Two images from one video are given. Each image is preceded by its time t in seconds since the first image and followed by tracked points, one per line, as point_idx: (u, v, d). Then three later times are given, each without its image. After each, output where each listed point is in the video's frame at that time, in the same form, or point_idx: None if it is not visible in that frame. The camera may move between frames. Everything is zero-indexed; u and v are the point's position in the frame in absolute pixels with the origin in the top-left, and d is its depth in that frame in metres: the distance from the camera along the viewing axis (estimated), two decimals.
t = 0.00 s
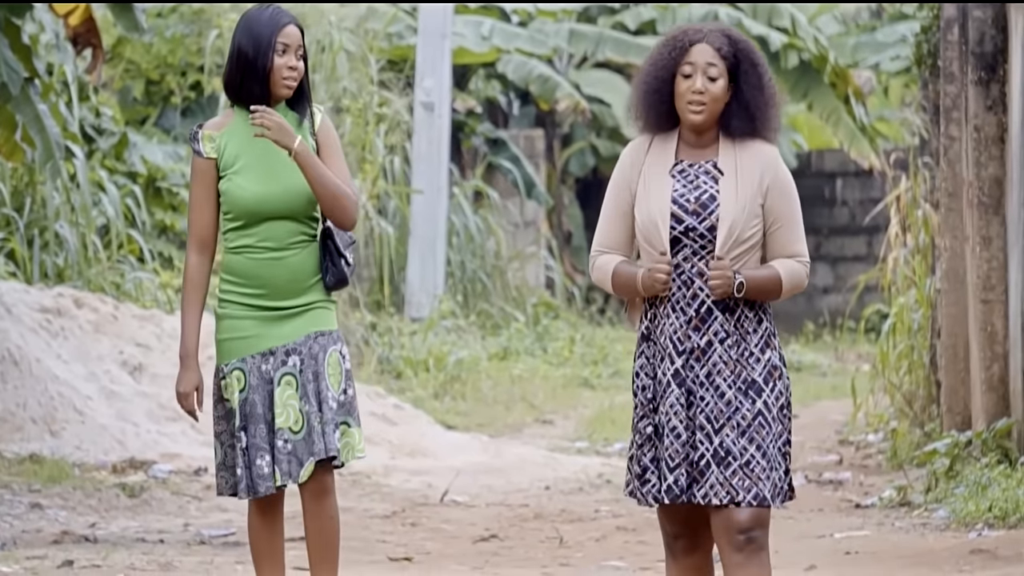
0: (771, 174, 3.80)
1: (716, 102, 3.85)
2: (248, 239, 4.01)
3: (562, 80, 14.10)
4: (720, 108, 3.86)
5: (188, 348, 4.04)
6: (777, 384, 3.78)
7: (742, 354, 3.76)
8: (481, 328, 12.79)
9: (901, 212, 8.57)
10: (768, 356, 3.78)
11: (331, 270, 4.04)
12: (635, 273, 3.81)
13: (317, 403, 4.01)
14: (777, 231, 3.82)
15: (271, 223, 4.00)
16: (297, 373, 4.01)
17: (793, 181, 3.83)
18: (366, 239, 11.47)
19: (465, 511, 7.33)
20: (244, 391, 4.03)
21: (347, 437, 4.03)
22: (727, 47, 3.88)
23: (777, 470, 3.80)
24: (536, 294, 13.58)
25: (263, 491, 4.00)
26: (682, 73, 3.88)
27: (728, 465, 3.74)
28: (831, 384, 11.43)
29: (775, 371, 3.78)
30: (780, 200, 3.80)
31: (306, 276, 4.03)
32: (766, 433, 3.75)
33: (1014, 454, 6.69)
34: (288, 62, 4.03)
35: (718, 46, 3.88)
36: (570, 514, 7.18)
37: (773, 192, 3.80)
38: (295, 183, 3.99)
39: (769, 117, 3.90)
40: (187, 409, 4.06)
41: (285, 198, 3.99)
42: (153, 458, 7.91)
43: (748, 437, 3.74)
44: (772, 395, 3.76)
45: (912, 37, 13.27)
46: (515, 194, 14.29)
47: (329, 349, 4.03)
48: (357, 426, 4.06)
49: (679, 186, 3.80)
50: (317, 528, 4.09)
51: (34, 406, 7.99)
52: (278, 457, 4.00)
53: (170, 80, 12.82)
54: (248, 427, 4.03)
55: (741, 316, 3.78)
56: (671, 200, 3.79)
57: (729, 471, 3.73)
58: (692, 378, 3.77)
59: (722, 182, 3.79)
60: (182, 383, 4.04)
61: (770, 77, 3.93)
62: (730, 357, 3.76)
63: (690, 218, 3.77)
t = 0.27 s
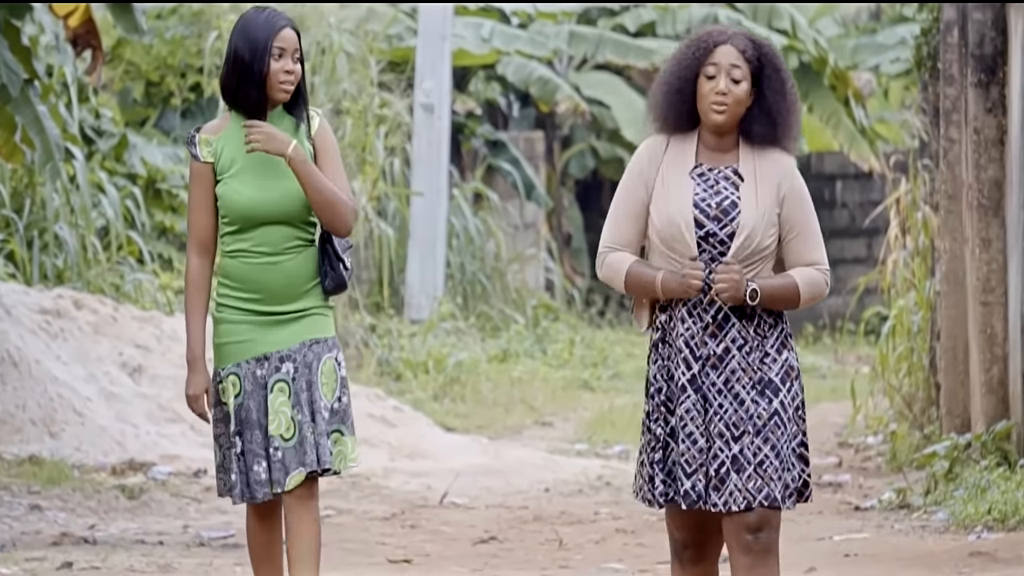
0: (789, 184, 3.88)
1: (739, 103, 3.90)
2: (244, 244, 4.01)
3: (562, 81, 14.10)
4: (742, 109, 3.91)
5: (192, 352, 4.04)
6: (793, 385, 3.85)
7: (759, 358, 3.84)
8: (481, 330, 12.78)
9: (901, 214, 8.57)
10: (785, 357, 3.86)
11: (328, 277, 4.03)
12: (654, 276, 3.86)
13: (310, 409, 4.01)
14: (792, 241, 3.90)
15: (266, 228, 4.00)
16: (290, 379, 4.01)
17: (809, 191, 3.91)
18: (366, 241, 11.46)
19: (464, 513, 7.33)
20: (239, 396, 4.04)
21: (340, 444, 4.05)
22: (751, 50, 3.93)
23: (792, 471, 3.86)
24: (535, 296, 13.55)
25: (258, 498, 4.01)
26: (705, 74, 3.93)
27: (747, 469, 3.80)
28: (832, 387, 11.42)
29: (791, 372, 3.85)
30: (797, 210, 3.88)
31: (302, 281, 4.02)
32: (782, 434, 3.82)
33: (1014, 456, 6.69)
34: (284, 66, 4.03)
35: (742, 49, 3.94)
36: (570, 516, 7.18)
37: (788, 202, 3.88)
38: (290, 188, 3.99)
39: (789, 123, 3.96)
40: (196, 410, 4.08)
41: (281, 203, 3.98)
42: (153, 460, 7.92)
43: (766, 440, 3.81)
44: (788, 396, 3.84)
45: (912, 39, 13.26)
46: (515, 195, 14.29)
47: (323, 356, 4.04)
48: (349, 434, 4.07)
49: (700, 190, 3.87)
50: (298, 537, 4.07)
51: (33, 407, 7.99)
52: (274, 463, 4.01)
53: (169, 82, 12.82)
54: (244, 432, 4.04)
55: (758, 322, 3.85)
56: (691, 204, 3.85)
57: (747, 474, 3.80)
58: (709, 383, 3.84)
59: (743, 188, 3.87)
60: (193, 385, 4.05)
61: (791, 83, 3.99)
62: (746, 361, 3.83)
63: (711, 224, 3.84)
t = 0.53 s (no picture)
0: (811, 182, 3.92)
1: (761, 101, 3.94)
2: (238, 247, 4.01)
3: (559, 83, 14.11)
4: (763, 107, 3.95)
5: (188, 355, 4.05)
6: (807, 388, 3.89)
7: (774, 357, 3.86)
8: (478, 331, 12.79)
9: (899, 215, 8.58)
10: (799, 359, 3.89)
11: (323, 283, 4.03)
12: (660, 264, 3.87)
13: (301, 421, 4.02)
14: (812, 239, 3.94)
15: (260, 231, 4.00)
16: (283, 388, 4.02)
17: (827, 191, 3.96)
18: (363, 243, 11.47)
19: (461, 514, 7.33)
20: (234, 404, 4.05)
21: (327, 452, 4.05)
22: (770, 47, 3.96)
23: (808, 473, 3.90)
24: (533, 297, 13.55)
25: (250, 506, 4.01)
26: (725, 73, 3.96)
27: (759, 468, 3.83)
28: (830, 388, 11.42)
29: (805, 375, 3.89)
30: (816, 208, 3.93)
31: (294, 286, 4.02)
32: (798, 438, 3.86)
33: (1011, 458, 6.68)
34: (286, 68, 4.03)
35: (760, 46, 3.97)
36: (567, 518, 7.18)
37: (810, 201, 3.92)
38: (286, 191, 4.00)
39: (809, 116, 4.01)
40: (191, 413, 4.04)
41: (275, 205, 3.98)
42: (150, 462, 7.92)
43: (780, 440, 3.84)
44: (803, 399, 3.87)
45: (909, 41, 13.28)
46: (512, 197, 14.31)
47: (317, 364, 4.04)
48: (338, 443, 4.07)
49: (719, 183, 3.88)
50: (284, 542, 4.06)
51: (29, 408, 7.98)
52: (266, 472, 4.00)
53: (167, 83, 12.85)
54: (241, 440, 4.04)
55: (772, 319, 3.86)
56: (710, 196, 3.86)
57: (760, 475, 3.83)
58: (720, 377, 3.84)
59: (763, 184, 3.89)
60: (189, 386, 4.02)
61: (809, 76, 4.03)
62: (760, 359, 3.84)
63: (730, 216, 3.84)
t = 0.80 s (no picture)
0: (808, 186, 3.96)
1: (757, 109, 3.97)
2: (229, 252, 4.01)
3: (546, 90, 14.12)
4: (760, 114, 3.97)
5: (171, 356, 4.04)
6: (805, 398, 3.94)
7: (775, 366, 3.90)
8: (466, 338, 12.78)
9: (886, 222, 8.58)
10: (798, 369, 3.95)
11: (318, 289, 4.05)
12: (661, 272, 3.91)
13: (292, 426, 4.03)
14: (810, 243, 3.99)
15: (252, 236, 4.00)
16: (274, 396, 4.02)
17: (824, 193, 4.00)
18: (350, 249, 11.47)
19: (447, 521, 7.32)
20: (224, 412, 4.04)
21: (319, 456, 4.06)
22: (768, 53, 3.99)
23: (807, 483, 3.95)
24: (520, 304, 13.54)
25: (243, 514, 4.01)
26: (721, 80, 3.98)
27: (758, 475, 3.86)
28: (817, 395, 11.43)
29: (804, 385, 3.94)
30: (815, 212, 3.97)
31: (286, 291, 4.03)
32: (800, 448, 3.91)
33: (997, 464, 6.68)
34: (282, 72, 4.05)
35: (757, 53, 3.99)
36: (553, 525, 7.17)
37: (808, 205, 3.96)
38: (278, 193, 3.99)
39: (804, 122, 4.04)
40: (171, 416, 4.03)
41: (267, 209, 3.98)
42: (136, 469, 7.91)
43: (781, 449, 3.89)
44: (803, 409, 3.93)
45: (896, 48, 13.30)
46: (500, 204, 14.32)
47: (308, 368, 4.05)
48: (330, 445, 4.08)
49: (717, 191, 3.91)
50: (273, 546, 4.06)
51: (15, 415, 7.90)
52: (259, 479, 4.00)
53: (154, 90, 12.88)
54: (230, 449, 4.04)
55: (770, 328, 3.91)
56: (709, 204, 3.89)
57: (762, 483, 3.86)
58: (719, 385, 3.87)
59: (759, 190, 3.92)
60: (170, 390, 4.02)
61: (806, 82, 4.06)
62: (759, 366, 3.88)
63: (730, 224, 3.88)
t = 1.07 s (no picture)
0: (793, 205, 4.09)
1: (742, 127, 4.09)
2: (224, 264, 4.03)
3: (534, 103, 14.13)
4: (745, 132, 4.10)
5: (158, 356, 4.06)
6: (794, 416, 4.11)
7: (768, 385, 4.04)
8: (453, 351, 12.78)
9: (873, 237, 8.59)
10: (788, 387, 4.10)
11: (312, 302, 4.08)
12: (649, 302, 4.00)
13: (285, 441, 4.06)
14: (795, 263, 4.11)
15: (247, 249, 4.03)
16: (266, 407, 4.05)
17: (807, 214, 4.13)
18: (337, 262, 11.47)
19: (435, 535, 7.33)
20: (211, 416, 4.04)
21: (318, 471, 4.09)
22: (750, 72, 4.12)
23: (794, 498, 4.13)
24: (507, 317, 13.54)
25: (228, 516, 4.01)
26: (705, 100, 4.10)
27: (757, 495, 4.00)
28: (804, 410, 11.45)
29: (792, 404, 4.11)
30: (799, 233, 4.09)
31: (281, 305, 4.06)
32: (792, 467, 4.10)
33: (983, 480, 6.70)
34: (272, 85, 4.07)
35: (738, 72, 4.11)
36: (541, 539, 7.18)
37: (794, 224, 4.09)
38: (274, 206, 4.02)
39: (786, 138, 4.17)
40: (159, 413, 4.05)
41: (263, 222, 4.01)
42: (123, 482, 7.91)
43: (776, 468, 4.06)
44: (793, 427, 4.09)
45: (883, 63, 13.36)
46: (487, 217, 14.33)
47: (303, 384, 4.08)
48: (327, 461, 4.11)
49: (708, 211, 4.02)
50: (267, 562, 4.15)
51: (2, 428, 7.85)
52: (247, 485, 4.03)
53: (142, 102, 12.87)
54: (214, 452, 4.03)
55: (764, 346, 4.03)
56: (702, 223, 4.00)
57: (760, 501, 4.00)
58: (718, 405, 4.00)
59: (749, 209, 4.04)
60: (157, 386, 4.04)
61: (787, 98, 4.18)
62: (754, 386, 4.01)
63: (722, 243, 3.99)
